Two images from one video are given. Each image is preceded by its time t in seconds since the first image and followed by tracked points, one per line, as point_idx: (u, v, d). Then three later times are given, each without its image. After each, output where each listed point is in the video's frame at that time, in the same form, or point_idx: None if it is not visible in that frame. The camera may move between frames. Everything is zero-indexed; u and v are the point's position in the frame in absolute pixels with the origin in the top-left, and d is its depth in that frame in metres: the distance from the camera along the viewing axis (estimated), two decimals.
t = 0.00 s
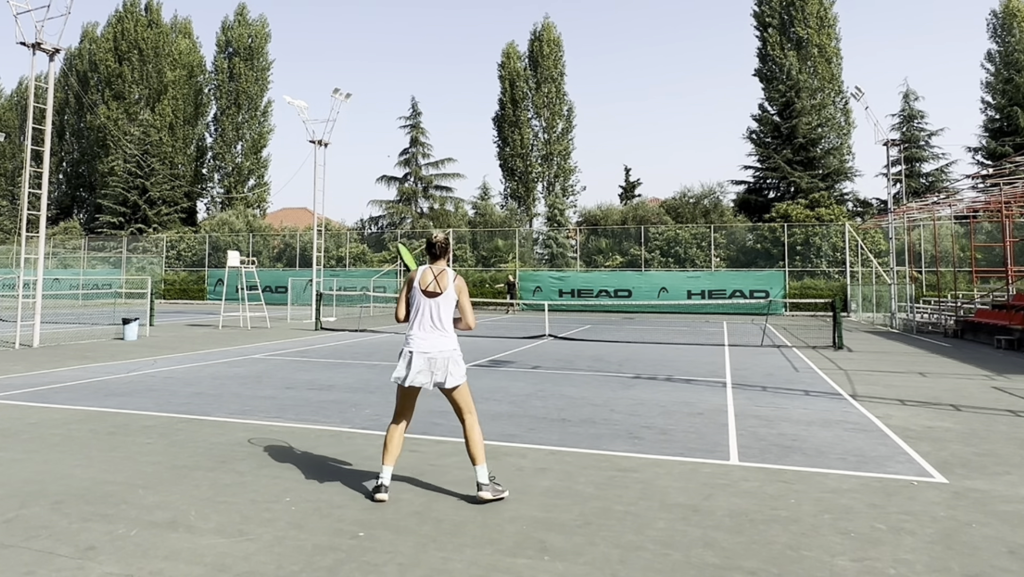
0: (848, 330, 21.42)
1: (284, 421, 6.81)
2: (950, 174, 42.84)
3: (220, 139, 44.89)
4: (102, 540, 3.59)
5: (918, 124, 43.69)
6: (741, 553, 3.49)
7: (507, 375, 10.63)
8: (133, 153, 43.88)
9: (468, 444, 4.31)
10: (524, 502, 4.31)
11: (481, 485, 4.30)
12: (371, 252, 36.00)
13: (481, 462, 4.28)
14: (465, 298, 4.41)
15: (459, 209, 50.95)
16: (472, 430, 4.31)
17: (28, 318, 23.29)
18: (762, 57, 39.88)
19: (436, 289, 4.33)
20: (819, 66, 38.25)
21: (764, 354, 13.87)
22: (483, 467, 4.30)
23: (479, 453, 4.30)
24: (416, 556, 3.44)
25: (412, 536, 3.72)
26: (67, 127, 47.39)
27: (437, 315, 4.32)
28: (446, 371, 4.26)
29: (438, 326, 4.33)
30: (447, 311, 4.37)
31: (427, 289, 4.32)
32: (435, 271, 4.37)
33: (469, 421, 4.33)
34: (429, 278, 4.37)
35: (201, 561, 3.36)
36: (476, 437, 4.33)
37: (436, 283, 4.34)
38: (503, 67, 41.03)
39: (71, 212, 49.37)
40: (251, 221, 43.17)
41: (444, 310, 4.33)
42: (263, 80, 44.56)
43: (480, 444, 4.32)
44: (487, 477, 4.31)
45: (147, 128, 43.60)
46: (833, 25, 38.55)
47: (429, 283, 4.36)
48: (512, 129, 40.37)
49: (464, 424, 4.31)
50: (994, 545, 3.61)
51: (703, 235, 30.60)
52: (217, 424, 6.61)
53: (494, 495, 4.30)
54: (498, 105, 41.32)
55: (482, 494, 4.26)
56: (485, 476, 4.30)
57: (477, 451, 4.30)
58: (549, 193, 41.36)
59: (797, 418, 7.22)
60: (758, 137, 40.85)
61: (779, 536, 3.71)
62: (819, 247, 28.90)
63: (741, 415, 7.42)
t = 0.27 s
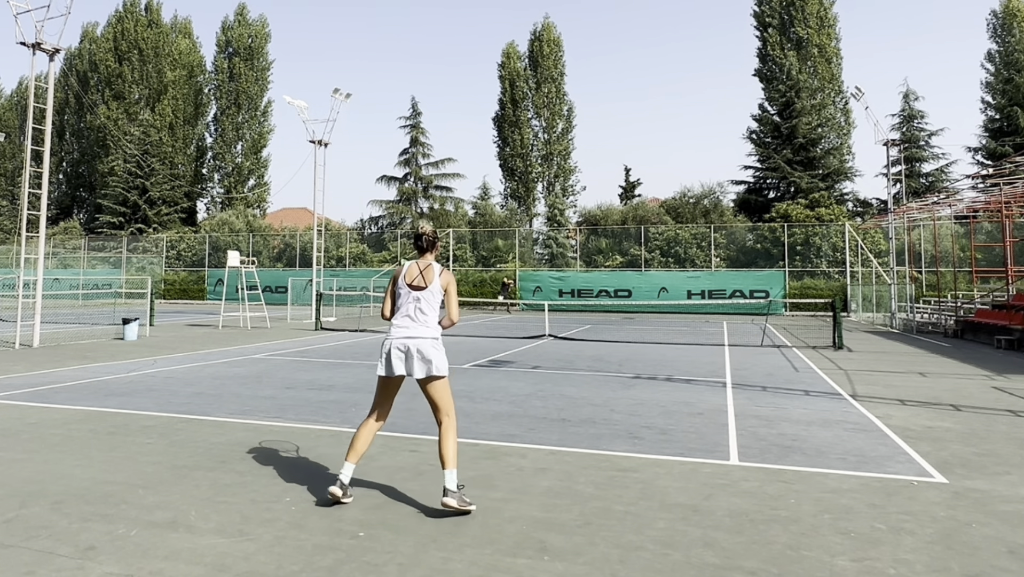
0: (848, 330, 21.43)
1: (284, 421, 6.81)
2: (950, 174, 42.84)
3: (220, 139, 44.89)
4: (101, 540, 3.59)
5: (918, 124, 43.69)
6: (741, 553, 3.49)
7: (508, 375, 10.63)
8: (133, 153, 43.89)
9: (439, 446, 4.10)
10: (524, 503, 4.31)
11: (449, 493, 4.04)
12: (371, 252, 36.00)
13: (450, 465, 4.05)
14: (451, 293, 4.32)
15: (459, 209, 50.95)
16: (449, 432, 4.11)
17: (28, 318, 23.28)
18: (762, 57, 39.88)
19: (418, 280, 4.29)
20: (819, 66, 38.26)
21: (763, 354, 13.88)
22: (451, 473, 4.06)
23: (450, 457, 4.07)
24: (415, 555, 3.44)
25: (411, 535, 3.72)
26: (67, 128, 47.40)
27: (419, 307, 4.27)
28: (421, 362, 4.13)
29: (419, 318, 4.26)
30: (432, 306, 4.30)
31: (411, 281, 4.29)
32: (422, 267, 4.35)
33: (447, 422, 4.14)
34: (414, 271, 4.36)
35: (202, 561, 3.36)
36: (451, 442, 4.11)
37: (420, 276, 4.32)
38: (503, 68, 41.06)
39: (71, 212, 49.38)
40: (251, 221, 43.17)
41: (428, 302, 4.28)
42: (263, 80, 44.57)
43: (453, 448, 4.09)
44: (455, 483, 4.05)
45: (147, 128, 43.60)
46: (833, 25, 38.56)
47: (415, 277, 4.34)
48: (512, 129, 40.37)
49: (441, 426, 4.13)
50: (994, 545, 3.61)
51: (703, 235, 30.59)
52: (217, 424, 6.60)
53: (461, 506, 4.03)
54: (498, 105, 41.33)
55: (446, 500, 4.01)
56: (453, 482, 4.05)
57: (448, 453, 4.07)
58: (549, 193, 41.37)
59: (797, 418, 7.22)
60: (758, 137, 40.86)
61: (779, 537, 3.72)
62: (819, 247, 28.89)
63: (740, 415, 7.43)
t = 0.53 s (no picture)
0: (849, 330, 21.42)
1: (284, 421, 6.81)
2: (950, 174, 42.83)
3: (220, 139, 44.89)
4: (102, 540, 3.59)
5: (918, 124, 43.68)
6: (742, 553, 3.48)
7: (508, 375, 10.63)
8: (133, 153, 43.87)
9: (458, 452, 3.99)
10: (525, 503, 4.31)
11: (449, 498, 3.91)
12: (371, 252, 35.97)
13: (460, 470, 3.91)
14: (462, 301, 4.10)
15: (459, 209, 50.94)
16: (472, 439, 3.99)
17: (28, 318, 23.27)
18: (762, 57, 39.89)
19: (432, 287, 4.17)
20: (819, 66, 38.27)
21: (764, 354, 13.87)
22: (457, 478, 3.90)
23: (463, 462, 3.94)
24: (415, 556, 3.44)
25: (411, 535, 3.72)
26: (67, 127, 47.40)
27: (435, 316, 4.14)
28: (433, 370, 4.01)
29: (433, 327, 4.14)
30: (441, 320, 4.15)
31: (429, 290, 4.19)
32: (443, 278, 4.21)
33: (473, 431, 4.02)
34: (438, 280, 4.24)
35: (202, 561, 3.35)
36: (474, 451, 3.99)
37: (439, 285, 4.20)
38: (503, 68, 41.04)
39: (71, 212, 49.38)
40: (251, 221, 43.16)
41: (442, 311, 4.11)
42: (263, 80, 44.56)
43: (469, 454, 3.96)
44: (460, 489, 3.89)
45: (147, 128, 43.59)
46: (833, 25, 38.56)
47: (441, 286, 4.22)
48: (512, 129, 40.37)
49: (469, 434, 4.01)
50: (994, 545, 3.61)
51: (703, 235, 30.59)
52: (217, 425, 6.60)
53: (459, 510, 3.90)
54: (498, 105, 41.32)
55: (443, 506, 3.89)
56: (459, 488, 3.89)
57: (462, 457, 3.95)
58: (549, 193, 41.36)
59: (797, 418, 7.22)
60: (758, 137, 40.84)
61: (779, 537, 3.71)
62: (819, 247, 28.89)
63: (741, 415, 7.43)
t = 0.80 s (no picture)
0: (848, 330, 21.43)
1: (283, 421, 6.81)
2: (950, 174, 42.81)
3: (220, 139, 44.88)
4: (101, 540, 3.59)
5: (918, 124, 43.67)
6: (741, 553, 3.49)
7: (508, 375, 10.62)
8: (133, 153, 43.87)
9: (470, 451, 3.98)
10: (525, 503, 4.31)
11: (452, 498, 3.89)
12: (371, 252, 35.96)
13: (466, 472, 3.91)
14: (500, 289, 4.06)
15: (459, 209, 50.93)
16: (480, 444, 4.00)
17: (28, 318, 23.27)
18: (762, 57, 39.89)
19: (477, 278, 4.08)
20: (819, 66, 38.26)
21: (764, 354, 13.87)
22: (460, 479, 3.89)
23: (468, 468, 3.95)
24: (415, 556, 3.44)
25: (411, 535, 3.72)
26: (67, 127, 47.39)
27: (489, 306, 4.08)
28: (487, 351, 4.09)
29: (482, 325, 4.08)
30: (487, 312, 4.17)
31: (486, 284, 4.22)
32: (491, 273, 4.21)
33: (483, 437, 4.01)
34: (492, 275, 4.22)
35: (202, 561, 3.35)
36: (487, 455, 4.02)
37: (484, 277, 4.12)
38: (503, 68, 41.03)
39: (71, 212, 49.37)
40: (251, 221, 43.15)
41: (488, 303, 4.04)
42: (263, 80, 44.56)
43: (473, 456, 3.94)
44: (462, 492, 3.86)
45: (147, 128, 43.60)
46: (833, 25, 38.55)
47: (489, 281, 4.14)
48: (513, 129, 40.36)
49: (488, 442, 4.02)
50: (994, 545, 3.61)
51: (703, 235, 30.59)
52: (216, 425, 6.60)
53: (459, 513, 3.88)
54: (498, 105, 41.31)
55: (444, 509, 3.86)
56: (460, 490, 3.87)
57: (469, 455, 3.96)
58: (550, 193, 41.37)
59: (797, 418, 7.22)
60: (758, 137, 40.86)
61: (778, 537, 3.71)
62: (819, 247, 28.88)
63: (741, 415, 7.43)
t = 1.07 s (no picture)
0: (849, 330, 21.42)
1: (284, 421, 6.81)
2: (950, 174, 42.80)
3: (220, 139, 44.88)
4: (101, 540, 3.59)
5: (918, 124, 43.66)
6: (741, 553, 3.48)
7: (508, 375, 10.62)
8: (133, 153, 43.87)
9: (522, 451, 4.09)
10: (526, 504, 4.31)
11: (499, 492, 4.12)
12: (371, 252, 35.95)
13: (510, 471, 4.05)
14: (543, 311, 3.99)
15: (459, 209, 50.90)
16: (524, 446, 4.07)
17: (28, 318, 23.28)
18: (762, 57, 39.90)
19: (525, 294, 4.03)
20: (819, 66, 38.25)
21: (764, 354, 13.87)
22: (593, 490, 3.78)
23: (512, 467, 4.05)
24: (415, 556, 3.44)
25: (411, 535, 3.72)
26: (67, 127, 47.40)
27: (539, 320, 4.04)
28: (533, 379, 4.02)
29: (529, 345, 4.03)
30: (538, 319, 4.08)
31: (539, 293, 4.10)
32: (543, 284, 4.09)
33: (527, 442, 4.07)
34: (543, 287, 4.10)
35: (201, 561, 3.35)
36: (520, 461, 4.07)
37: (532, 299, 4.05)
38: (503, 68, 41.02)
39: (71, 212, 49.37)
40: (251, 221, 43.13)
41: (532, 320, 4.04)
42: (263, 80, 44.56)
43: (590, 464, 3.84)
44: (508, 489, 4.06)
45: (147, 128, 43.60)
46: (833, 25, 38.55)
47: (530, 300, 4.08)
48: (512, 129, 40.37)
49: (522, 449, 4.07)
50: (994, 545, 3.61)
51: (703, 235, 30.58)
52: (216, 425, 6.60)
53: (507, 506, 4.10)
54: (498, 105, 41.31)
55: (591, 521, 3.76)
56: (508, 486, 4.05)
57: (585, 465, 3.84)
58: (549, 193, 41.35)
59: (797, 418, 7.22)
60: (758, 137, 40.86)
61: (778, 536, 3.71)
62: (819, 247, 28.87)
63: (740, 415, 7.43)
